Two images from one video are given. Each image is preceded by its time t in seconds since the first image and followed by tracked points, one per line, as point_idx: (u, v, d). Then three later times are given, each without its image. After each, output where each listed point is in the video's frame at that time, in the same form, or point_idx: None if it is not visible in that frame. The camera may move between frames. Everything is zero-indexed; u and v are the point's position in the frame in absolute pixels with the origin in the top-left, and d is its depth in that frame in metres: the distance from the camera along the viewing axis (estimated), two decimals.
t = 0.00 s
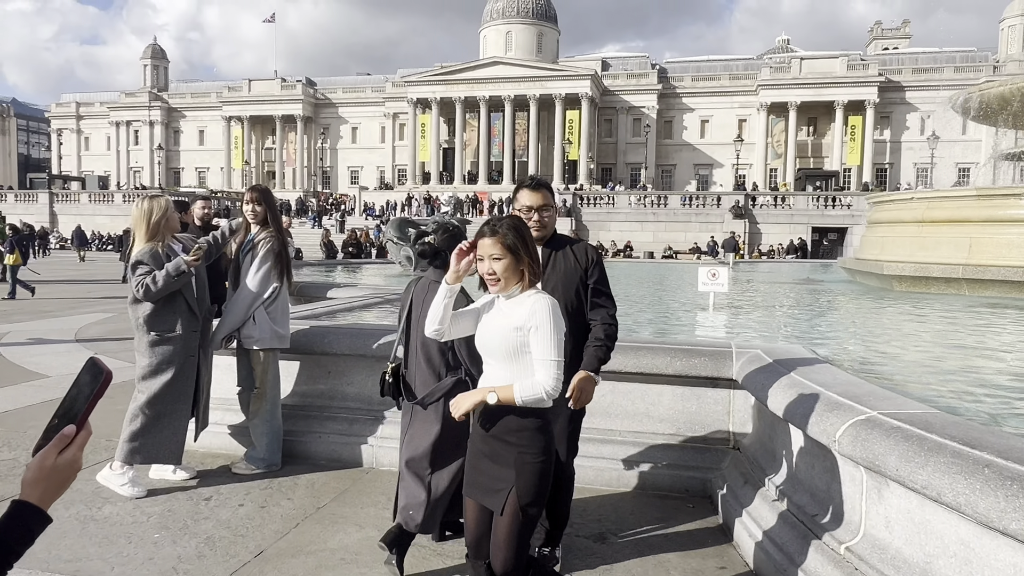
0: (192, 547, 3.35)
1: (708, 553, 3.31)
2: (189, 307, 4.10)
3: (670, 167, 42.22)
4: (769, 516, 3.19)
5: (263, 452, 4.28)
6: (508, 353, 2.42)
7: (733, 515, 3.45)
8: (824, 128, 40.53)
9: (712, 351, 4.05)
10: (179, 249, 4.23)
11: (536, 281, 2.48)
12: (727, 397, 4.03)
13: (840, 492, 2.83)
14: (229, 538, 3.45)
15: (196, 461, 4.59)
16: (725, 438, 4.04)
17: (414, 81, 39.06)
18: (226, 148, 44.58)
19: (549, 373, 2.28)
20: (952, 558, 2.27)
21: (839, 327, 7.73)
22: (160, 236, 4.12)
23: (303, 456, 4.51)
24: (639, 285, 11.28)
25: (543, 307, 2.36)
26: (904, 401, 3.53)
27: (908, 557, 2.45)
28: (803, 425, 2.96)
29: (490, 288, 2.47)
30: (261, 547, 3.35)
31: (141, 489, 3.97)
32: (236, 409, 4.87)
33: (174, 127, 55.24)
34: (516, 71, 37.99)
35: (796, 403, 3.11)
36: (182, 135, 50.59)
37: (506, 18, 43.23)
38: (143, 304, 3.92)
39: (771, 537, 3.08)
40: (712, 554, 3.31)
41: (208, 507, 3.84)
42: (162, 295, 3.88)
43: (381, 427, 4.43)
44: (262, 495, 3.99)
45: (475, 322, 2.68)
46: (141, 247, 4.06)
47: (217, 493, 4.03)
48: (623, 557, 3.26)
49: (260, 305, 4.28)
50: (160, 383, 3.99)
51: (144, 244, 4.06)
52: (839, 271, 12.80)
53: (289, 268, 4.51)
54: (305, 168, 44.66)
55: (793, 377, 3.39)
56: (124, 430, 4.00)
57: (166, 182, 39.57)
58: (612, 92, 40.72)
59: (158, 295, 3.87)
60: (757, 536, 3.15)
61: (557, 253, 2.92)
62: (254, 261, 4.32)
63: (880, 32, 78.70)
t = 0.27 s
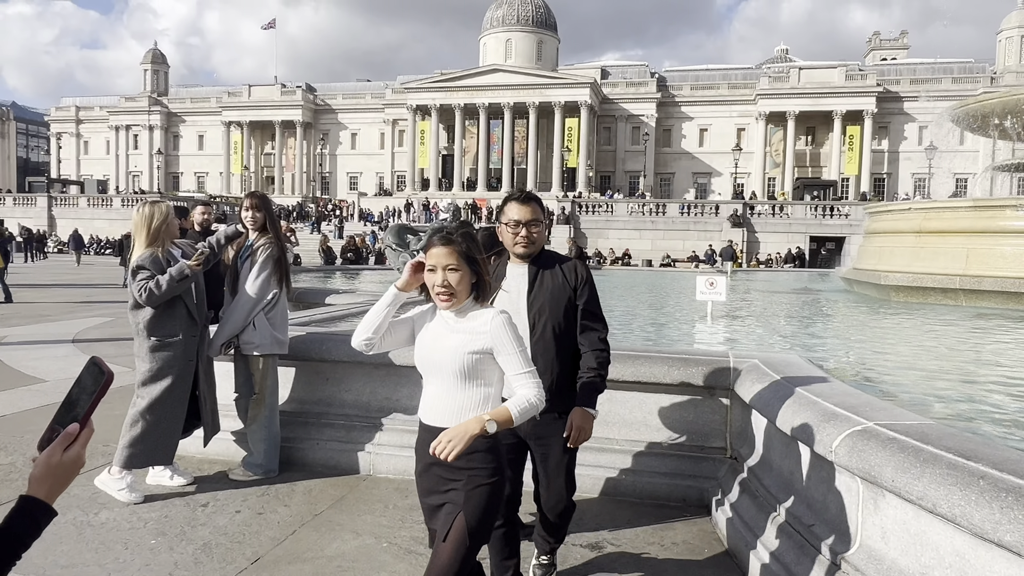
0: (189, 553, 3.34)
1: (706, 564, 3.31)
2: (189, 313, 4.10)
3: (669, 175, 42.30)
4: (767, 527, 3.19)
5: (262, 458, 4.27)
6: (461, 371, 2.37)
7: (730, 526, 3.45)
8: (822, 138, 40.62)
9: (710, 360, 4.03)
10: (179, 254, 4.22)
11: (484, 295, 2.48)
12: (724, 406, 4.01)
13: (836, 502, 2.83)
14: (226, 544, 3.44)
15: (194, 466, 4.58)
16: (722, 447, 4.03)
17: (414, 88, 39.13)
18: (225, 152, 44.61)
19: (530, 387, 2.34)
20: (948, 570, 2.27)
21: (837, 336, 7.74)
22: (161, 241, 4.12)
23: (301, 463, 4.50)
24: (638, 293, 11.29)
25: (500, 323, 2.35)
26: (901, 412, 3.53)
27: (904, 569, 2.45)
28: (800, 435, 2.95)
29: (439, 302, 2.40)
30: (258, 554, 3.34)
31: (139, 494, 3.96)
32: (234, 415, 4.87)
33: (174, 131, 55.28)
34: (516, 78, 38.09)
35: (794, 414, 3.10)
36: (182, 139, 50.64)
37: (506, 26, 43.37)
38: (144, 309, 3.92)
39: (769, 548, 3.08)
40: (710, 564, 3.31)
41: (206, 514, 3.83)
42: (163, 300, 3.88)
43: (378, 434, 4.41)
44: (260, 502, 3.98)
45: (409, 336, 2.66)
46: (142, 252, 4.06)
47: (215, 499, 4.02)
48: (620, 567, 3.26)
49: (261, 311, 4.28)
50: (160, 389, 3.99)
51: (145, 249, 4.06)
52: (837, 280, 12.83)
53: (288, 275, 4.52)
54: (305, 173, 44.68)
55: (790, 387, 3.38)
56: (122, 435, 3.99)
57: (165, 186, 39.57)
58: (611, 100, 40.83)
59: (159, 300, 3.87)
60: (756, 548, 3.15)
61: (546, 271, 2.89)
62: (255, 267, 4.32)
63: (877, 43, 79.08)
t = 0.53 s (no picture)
0: (186, 555, 3.35)
1: (702, 569, 3.31)
2: (187, 315, 4.10)
3: (666, 182, 42.35)
4: (764, 532, 3.20)
5: (260, 460, 4.27)
6: (400, 385, 2.30)
7: (726, 531, 3.46)
8: (818, 145, 40.78)
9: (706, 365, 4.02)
10: (179, 256, 4.22)
11: (439, 307, 2.43)
12: (721, 411, 4.00)
13: (830, 507, 2.84)
14: (223, 546, 3.44)
15: (192, 469, 4.59)
16: (718, 452, 4.03)
17: (412, 93, 39.15)
18: (223, 156, 44.57)
19: (467, 413, 2.23)
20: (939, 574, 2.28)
21: (833, 342, 7.76)
22: (160, 243, 4.12)
23: (298, 466, 4.50)
24: (634, 298, 11.31)
25: (449, 337, 2.30)
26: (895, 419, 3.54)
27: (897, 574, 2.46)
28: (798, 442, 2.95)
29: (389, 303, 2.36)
30: (254, 556, 3.34)
31: (137, 496, 3.97)
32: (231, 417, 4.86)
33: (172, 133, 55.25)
34: (514, 84, 38.16)
35: (791, 420, 3.09)
36: (180, 142, 50.58)
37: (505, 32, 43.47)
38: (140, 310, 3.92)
39: (766, 553, 3.09)
40: (706, 569, 3.31)
41: (203, 516, 3.83)
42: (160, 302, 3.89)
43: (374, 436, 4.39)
44: (257, 504, 3.98)
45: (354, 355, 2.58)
46: (141, 253, 4.06)
47: (213, 501, 4.02)
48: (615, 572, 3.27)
49: (259, 315, 4.30)
50: (157, 390, 3.99)
51: (144, 250, 4.07)
52: (833, 288, 12.85)
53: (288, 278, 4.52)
54: (303, 177, 44.65)
55: (788, 394, 3.37)
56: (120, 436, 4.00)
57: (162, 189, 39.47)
58: (609, 106, 40.90)
59: (156, 302, 3.87)
60: (752, 553, 3.16)
61: (550, 284, 2.85)
62: (254, 270, 4.33)
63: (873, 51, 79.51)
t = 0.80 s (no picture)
0: (187, 550, 3.42)
1: (693, 563, 3.41)
2: (186, 312, 4.19)
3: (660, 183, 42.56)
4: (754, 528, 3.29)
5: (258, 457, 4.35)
6: (328, 387, 2.19)
7: (718, 526, 3.56)
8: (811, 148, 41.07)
9: (698, 363, 4.10)
10: (177, 254, 4.31)
11: (383, 312, 2.36)
12: (712, 409, 4.10)
13: (820, 503, 2.94)
14: (224, 541, 3.52)
15: (191, 465, 4.67)
16: (709, 450, 4.13)
17: (409, 94, 39.25)
18: (220, 155, 44.57)
19: (378, 420, 2.12)
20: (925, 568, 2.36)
21: (824, 342, 7.87)
22: (159, 241, 4.19)
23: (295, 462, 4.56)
24: (628, 298, 11.41)
25: (386, 341, 2.20)
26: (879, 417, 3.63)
27: (884, 568, 2.55)
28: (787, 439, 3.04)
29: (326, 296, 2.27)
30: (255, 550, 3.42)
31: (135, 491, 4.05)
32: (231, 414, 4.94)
33: (169, 132, 55.22)
34: (510, 85, 38.29)
35: (781, 419, 3.17)
36: (177, 141, 50.59)
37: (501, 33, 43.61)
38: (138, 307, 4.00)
39: (755, 549, 3.18)
40: (697, 564, 3.41)
41: (202, 511, 3.90)
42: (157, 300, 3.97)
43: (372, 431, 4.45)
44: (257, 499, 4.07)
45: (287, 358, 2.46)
46: (140, 250, 4.14)
47: (212, 496, 4.10)
48: (609, 566, 3.36)
49: (257, 313, 4.38)
50: (157, 386, 4.07)
51: (143, 247, 4.14)
52: (824, 289, 13.00)
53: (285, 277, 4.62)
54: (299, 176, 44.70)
55: (777, 391, 3.45)
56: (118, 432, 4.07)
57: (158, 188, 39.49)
58: (604, 108, 41.10)
59: (154, 299, 3.95)
60: (742, 548, 3.26)
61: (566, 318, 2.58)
62: (252, 268, 4.41)
63: (866, 55, 80.03)
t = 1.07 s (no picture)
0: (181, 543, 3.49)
1: (684, 556, 3.48)
2: (183, 306, 4.29)
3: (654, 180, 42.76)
4: (744, 519, 3.37)
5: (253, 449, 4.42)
6: (262, 379, 2.18)
7: (709, 518, 3.64)
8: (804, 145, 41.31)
9: (691, 359, 4.19)
10: (175, 248, 4.39)
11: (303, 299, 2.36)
12: (705, 403, 4.19)
13: (810, 497, 2.97)
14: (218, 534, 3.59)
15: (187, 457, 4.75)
16: (702, 443, 4.22)
17: (406, 90, 39.29)
18: (216, 150, 44.56)
19: (325, 407, 2.23)
20: (914, 561, 2.40)
21: (815, 339, 7.96)
22: (157, 235, 4.27)
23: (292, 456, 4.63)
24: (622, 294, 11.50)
25: (321, 329, 2.25)
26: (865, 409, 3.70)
27: (873, 560, 2.58)
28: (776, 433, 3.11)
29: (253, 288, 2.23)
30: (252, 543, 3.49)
31: (131, 484, 4.13)
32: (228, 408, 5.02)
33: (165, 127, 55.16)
34: (505, 82, 38.39)
35: (771, 413, 3.25)
36: (172, 136, 50.53)
37: (497, 30, 43.68)
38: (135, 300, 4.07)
39: (744, 540, 3.26)
40: (688, 556, 3.48)
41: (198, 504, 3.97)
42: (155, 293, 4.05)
43: (369, 425, 4.51)
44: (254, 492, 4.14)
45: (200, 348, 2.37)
46: (138, 243, 4.21)
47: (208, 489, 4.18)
48: (601, 558, 3.42)
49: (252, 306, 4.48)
50: (154, 380, 4.15)
51: (141, 241, 4.21)
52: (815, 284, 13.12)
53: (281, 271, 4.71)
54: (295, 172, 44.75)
55: (767, 386, 3.53)
56: (115, 424, 4.16)
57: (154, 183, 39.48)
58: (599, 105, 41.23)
59: (151, 293, 4.03)
60: (732, 540, 3.33)
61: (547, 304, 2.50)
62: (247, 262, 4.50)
63: (859, 53, 80.35)
